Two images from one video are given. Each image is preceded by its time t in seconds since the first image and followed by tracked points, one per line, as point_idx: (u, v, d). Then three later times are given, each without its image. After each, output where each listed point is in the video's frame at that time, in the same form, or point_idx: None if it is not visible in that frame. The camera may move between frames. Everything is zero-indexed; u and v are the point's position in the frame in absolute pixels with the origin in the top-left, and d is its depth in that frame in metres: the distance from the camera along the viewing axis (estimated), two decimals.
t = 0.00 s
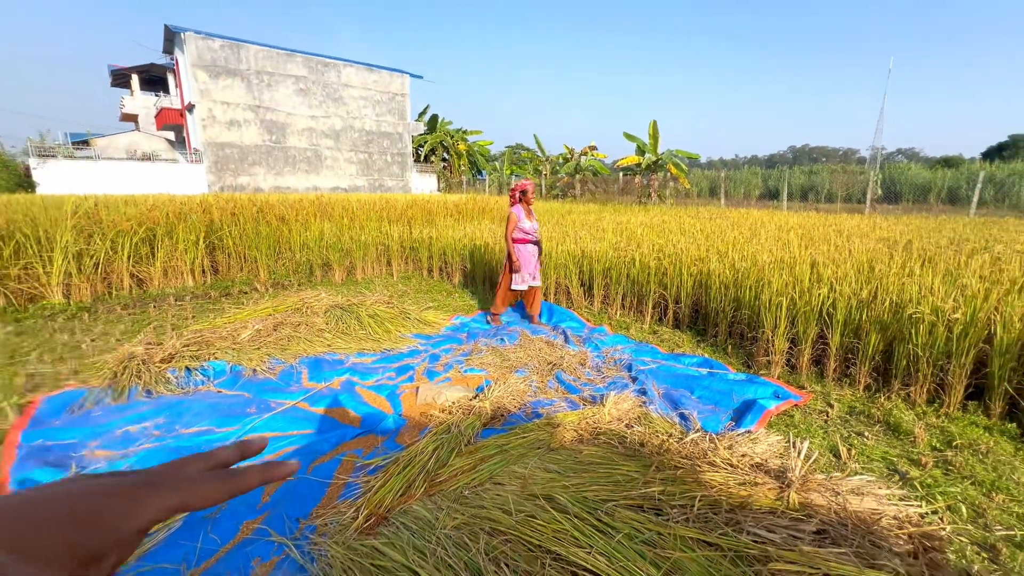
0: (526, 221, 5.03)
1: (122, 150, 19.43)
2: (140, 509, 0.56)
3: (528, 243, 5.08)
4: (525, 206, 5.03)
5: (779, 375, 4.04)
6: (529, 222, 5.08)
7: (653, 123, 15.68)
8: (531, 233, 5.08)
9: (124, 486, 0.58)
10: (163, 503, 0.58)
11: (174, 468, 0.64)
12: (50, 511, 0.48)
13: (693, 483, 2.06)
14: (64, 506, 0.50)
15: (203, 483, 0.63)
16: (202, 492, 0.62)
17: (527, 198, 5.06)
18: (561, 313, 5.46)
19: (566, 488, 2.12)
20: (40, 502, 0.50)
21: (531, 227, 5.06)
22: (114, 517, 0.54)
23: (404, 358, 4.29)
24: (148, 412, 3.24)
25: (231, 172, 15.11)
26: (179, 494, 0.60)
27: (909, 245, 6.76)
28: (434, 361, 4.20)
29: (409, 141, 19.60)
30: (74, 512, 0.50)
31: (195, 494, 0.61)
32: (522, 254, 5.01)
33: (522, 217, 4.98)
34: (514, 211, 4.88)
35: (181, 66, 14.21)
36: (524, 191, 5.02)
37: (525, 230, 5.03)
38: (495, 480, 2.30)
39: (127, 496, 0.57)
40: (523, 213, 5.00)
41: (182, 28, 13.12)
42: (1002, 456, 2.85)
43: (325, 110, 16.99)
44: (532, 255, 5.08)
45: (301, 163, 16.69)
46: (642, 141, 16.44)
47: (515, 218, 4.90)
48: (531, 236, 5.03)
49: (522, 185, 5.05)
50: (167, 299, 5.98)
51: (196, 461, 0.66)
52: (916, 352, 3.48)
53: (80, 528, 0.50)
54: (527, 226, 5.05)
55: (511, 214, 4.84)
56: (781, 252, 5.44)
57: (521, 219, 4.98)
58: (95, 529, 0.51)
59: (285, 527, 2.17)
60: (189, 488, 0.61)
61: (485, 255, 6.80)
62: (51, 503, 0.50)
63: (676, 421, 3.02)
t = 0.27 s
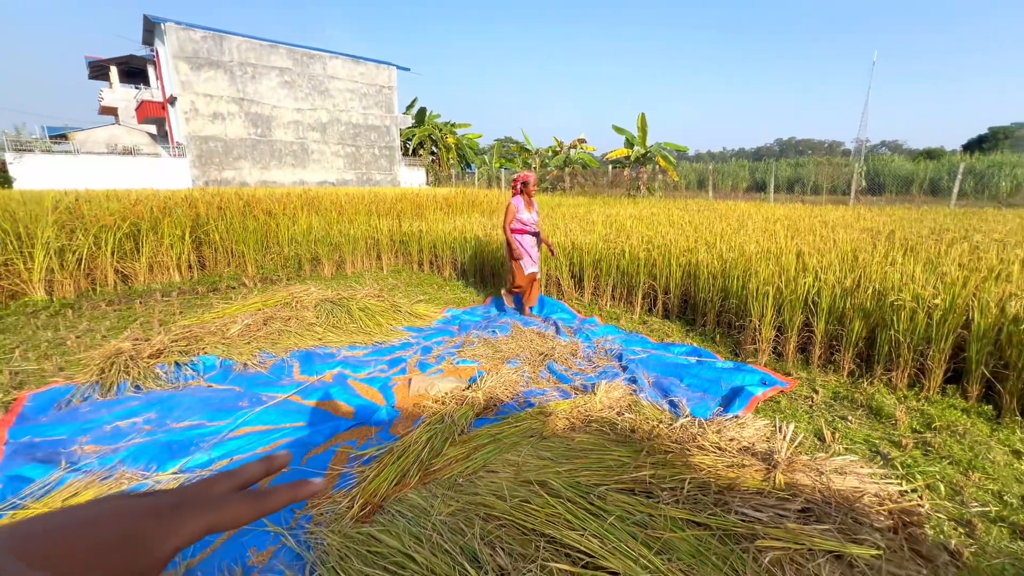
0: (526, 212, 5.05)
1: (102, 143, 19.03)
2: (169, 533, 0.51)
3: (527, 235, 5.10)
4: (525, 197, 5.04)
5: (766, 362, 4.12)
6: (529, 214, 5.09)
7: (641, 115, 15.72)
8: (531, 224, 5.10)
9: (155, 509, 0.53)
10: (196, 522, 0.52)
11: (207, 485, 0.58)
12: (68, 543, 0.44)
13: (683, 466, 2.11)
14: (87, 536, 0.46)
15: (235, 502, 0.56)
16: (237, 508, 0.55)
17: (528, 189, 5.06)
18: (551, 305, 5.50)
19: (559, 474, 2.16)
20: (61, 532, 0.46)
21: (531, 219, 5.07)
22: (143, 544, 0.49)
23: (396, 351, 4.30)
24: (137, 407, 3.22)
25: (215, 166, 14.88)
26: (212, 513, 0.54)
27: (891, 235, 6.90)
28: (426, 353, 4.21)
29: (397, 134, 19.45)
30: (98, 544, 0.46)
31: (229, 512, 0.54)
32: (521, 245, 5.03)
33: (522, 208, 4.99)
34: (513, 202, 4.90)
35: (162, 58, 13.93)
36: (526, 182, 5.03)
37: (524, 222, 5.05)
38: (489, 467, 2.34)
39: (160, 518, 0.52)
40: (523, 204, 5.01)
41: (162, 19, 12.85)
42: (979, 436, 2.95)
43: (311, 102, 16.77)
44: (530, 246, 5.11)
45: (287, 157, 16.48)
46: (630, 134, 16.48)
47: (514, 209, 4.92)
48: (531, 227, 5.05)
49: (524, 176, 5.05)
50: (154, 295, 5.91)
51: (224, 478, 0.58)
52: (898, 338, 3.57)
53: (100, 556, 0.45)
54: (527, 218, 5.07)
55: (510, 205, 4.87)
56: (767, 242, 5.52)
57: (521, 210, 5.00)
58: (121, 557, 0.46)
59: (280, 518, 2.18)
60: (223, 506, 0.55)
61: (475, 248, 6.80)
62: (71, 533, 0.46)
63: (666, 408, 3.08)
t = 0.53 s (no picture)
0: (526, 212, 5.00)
1: (89, 145, 18.80)
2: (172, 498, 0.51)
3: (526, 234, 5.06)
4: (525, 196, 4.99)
5: (756, 356, 4.19)
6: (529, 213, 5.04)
7: (632, 113, 15.80)
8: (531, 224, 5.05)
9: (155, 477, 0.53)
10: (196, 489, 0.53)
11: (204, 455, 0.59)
12: (73, 506, 0.44)
13: (674, 457, 2.16)
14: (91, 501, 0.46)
15: (233, 470, 0.58)
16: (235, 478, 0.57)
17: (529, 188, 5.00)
18: (545, 302, 5.55)
19: (553, 467, 2.20)
20: (61, 495, 0.45)
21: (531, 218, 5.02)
22: (144, 513, 0.49)
23: (390, 349, 4.32)
24: (132, 408, 3.22)
25: (205, 167, 14.78)
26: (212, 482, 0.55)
27: (878, 230, 7.01)
28: (420, 351, 4.24)
29: (389, 134, 19.39)
30: (102, 509, 0.46)
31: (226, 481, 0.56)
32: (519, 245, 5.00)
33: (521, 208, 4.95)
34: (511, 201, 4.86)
35: (149, 58, 13.80)
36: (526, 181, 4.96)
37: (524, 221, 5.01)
38: (484, 461, 2.38)
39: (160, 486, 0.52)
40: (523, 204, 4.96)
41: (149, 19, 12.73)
42: (961, 425, 3.03)
43: (302, 102, 16.68)
44: (527, 245, 5.07)
45: (278, 157, 16.39)
46: (622, 132, 16.56)
47: (512, 209, 4.88)
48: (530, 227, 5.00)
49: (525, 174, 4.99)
50: (146, 297, 5.88)
51: (225, 448, 0.61)
52: (883, 330, 3.65)
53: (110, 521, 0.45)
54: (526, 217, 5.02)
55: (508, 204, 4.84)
56: (756, 239, 5.60)
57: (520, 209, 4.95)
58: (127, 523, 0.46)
59: (278, 514, 2.21)
60: (223, 475, 0.56)
61: (469, 247, 6.83)
62: (73, 498, 0.45)
63: (658, 401, 3.13)
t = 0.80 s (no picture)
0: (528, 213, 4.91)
1: (82, 144, 18.70)
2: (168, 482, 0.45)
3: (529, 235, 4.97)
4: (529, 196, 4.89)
5: (750, 352, 4.24)
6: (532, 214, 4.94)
7: (627, 112, 15.84)
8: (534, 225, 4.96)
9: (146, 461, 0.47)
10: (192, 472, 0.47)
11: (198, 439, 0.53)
12: (57, 496, 0.37)
13: (669, 451, 2.19)
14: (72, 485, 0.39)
15: (229, 453, 0.52)
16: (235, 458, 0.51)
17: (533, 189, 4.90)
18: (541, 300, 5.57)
19: (550, 462, 2.23)
20: (35, 483, 0.39)
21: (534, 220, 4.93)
22: (138, 497, 0.43)
23: (387, 348, 4.34)
24: (129, 408, 3.23)
25: (200, 166, 14.72)
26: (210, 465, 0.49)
27: (871, 227, 7.07)
28: (418, 349, 4.26)
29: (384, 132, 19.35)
30: (86, 495, 0.39)
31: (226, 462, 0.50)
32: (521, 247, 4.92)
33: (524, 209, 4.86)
34: (513, 202, 4.78)
35: (142, 57, 13.72)
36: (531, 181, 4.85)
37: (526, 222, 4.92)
38: (482, 458, 2.40)
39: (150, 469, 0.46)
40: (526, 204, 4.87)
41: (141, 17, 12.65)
42: (951, 418, 3.08)
43: (296, 101, 16.62)
44: (528, 248, 4.96)
45: (273, 157, 16.34)
46: (617, 130, 16.60)
47: (513, 210, 4.80)
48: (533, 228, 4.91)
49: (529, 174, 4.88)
50: (141, 298, 5.87)
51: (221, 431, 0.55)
52: (875, 326, 3.70)
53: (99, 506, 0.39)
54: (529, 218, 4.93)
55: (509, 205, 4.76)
56: (751, 236, 5.64)
57: (522, 210, 4.86)
58: (118, 509, 0.41)
59: (277, 511, 2.22)
60: (220, 457, 0.50)
61: (465, 245, 6.85)
62: (50, 485, 0.39)
63: (653, 397, 3.16)
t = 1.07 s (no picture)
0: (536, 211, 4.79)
1: (82, 140, 18.68)
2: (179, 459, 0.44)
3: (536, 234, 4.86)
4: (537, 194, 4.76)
5: (749, 347, 4.25)
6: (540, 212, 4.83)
7: (628, 107, 15.78)
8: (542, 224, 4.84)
9: (155, 435, 0.46)
10: (201, 448, 0.46)
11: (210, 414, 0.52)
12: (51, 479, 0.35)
13: (666, 444, 2.22)
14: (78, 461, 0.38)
15: (241, 429, 0.50)
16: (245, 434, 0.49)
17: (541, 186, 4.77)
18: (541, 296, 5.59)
19: (549, 456, 2.25)
20: (39, 460, 0.38)
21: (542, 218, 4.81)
22: (145, 472, 0.42)
23: (388, 343, 4.37)
24: (132, 402, 3.25)
25: (200, 162, 14.73)
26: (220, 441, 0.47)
27: (873, 222, 7.07)
28: (418, 344, 4.28)
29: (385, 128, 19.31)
30: (92, 471, 0.38)
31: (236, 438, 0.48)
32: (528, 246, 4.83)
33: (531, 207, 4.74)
34: (520, 201, 4.68)
35: (142, 53, 13.70)
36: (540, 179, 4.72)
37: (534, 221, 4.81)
38: (482, 451, 2.43)
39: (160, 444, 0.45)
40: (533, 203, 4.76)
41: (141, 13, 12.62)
42: (948, 412, 3.10)
43: (296, 96, 16.59)
44: (535, 247, 4.87)
45: (273, 152, 16.32)
46: (618, 126, 16.56)
47: (520, 209, 4.70)
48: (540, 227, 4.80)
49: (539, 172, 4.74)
50: (143, 293, 5.91)
51: (232, 406, 0.54)
52: (874, 321, 3.71)
53: (104, 483, 0.38)
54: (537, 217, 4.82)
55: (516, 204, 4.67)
56: (751, 231, 5.64)
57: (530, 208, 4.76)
58: (126, 486, 0.40)
59: (280, 503, 2.25)
60: (230, 433, 0.49)
61: (465, 241, 6.86)
62: (54, 461, 0.38)
63: (652, 392, 3.19)
